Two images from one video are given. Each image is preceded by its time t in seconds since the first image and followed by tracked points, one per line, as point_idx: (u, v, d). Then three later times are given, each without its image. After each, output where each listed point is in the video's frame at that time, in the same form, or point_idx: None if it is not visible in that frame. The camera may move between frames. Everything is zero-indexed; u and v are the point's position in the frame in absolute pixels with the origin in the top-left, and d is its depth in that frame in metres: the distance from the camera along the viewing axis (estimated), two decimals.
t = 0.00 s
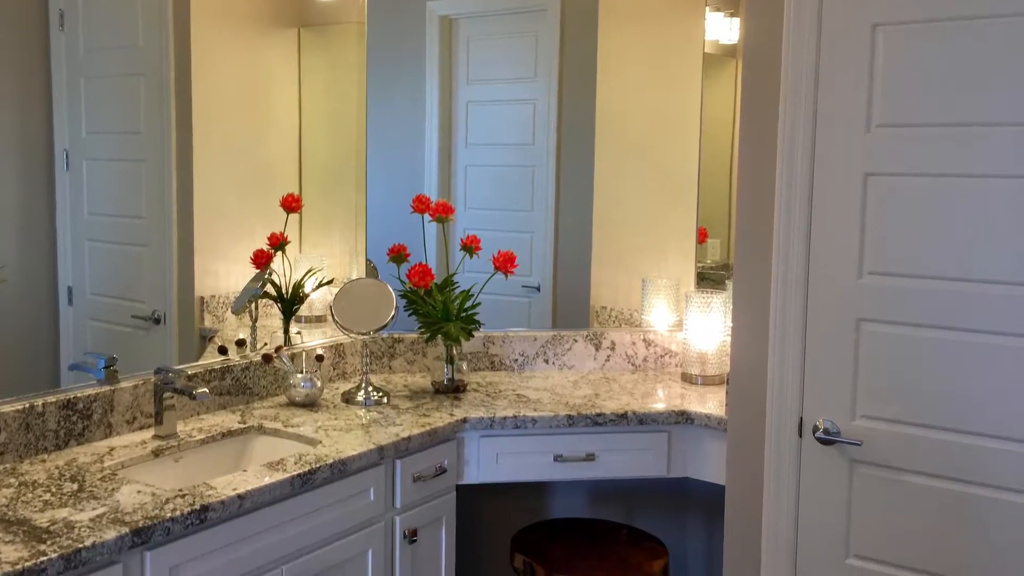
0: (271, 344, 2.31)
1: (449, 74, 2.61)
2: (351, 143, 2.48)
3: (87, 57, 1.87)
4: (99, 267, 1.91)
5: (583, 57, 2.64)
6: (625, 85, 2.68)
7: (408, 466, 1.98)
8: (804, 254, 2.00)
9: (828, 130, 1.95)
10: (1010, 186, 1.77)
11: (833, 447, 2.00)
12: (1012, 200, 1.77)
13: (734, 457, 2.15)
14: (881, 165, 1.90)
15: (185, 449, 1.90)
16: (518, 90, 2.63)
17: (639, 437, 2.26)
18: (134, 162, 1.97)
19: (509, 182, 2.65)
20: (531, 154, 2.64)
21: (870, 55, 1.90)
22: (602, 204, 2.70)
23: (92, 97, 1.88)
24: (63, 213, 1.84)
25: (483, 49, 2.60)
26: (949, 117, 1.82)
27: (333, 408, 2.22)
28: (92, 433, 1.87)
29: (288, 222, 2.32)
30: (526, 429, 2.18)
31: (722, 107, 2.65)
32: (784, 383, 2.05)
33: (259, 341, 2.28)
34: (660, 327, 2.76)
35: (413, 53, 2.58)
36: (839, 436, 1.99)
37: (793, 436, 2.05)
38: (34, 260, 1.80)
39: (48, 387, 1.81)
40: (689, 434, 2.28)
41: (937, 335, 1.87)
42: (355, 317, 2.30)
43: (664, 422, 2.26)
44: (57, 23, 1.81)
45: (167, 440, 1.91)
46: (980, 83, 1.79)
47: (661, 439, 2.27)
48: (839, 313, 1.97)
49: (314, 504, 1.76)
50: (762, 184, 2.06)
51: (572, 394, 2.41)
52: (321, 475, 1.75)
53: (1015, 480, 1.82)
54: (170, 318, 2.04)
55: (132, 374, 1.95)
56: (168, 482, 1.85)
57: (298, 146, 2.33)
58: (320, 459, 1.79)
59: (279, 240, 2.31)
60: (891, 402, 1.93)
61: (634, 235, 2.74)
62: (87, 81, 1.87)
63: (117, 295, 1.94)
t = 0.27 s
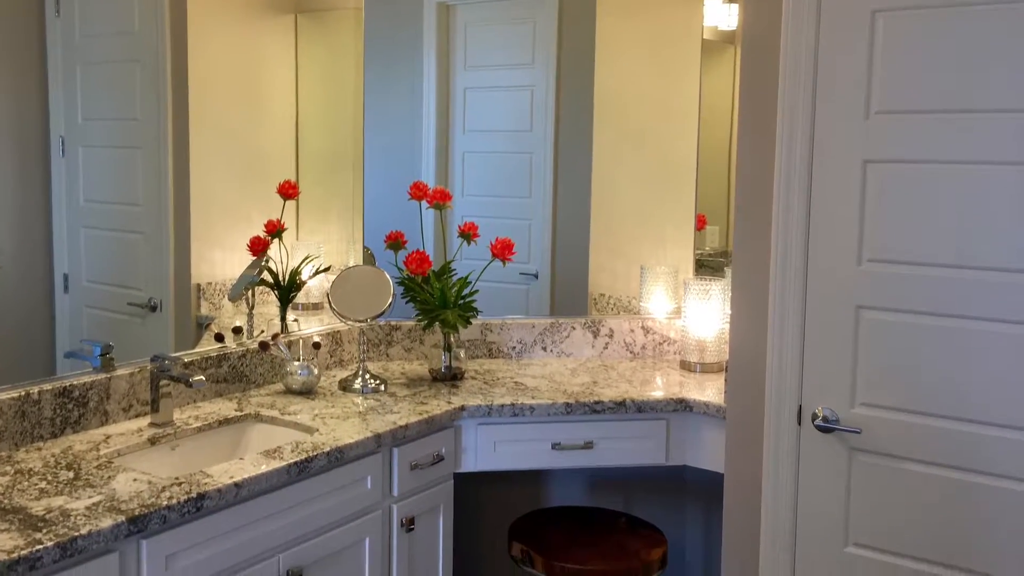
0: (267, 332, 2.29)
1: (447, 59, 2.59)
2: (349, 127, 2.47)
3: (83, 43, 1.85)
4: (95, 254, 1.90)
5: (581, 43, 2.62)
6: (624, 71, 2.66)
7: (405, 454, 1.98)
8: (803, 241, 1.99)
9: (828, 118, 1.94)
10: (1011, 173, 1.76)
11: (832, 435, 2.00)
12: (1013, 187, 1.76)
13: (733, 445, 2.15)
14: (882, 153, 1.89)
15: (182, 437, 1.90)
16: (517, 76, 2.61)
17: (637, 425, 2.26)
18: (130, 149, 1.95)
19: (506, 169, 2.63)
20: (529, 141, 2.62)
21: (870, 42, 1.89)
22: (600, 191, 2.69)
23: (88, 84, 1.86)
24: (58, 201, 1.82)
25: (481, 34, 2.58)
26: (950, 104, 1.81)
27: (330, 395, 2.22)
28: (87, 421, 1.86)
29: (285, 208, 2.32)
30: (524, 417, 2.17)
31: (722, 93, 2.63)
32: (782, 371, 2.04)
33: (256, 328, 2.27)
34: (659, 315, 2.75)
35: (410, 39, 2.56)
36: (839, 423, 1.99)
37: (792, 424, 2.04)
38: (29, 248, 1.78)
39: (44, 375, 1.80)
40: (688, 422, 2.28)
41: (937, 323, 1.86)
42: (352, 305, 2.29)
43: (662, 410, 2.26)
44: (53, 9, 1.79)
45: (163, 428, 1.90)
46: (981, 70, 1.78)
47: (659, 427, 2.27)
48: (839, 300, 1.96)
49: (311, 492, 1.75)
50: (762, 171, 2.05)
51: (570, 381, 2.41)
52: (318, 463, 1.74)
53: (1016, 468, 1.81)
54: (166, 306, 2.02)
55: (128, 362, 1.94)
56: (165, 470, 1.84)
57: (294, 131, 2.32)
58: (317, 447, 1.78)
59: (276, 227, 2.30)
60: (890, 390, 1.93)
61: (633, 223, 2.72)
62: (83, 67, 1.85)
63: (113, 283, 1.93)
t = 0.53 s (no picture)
0: (265, 319, 2.29)
1: (445, 45, 2.57)
2: (347, 114, 2.46)
3: (79, 28, 1.83)
4: (92, 241, 1.89)
5: (579, 29, 2.61)
6: (622, 57, 2.65)
7: (402, 442, 1.97)
8: (803, 229, 1.98)
9: (828, 105, 1.93)
10: (1011, 160, 1.75)
11: (831, 423, 1.99)
12: (1014, 174, 1.75)
13: (732, 433, 2.14)
14: (883, 140, 1.87)
15: (178, 425, 1.89)
16: (515, 63, 2.59)
17: (635, 413, 2.25)
18: (126, 135, 1.94)
19: (504, 156, 2.61)
20: (527, 128, 2.61)
21: (870, 28, 1.88)
22: (599, 179, 2.68)
23: (85, 70, 1.85)
24: (55, 188, 1.81)
25: (480, 20, 2.57)
26: (951, 91, 1.80)
27: (327, 383, 2.21)
28: (83, 409, 1.85)
29: (282, 195, 2.31)
30: (522, 405, 2.17)
31: (720, 81, 2.62)
32: (781, 359, 2.04)
33: (253, 316, 2.26)
34: (657, 303, 2.74)
35: (407, 25, 2.54)
36: (838, 411, 1.98)
37: (791, 412, 2.04)
38: (25, 236, 1.76)
39: (40, 362, 1.79)
40: (686, 410, 2.27)
41: (937, 311, 1.85)
42: (350, 293, 2.28)
43: (661, 398, 2.25)
44: None
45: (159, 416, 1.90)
46: (981, 56, 1.76)
47: (657, 415, 2.26)
48: (838, 288, 1.95)
49: (308, 481, 1.75)
50: (761, 158, 2.04)
51: (568, 369, 2.40)
52: (315, 450, 1.74)
53: (1015, 457, 1.80)
54: (162, 293, 2.01)
55: (124, 350, 1.94)
56: (161, 459, 1.84)
57: (291, 118, 2.31)
58: (314, 435, 1.77)
59: (273, 214, 2.28)
60: (889, 378, 1.93)
61: (632, 211, 2.71)
62: (80, 52, 1.83)
63: (109, 270, 1.92)
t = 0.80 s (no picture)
0: (261, 308, 2.27)
1: (441, 32, 2.55)
2: (344, 100, 2.44)
3: (75, 14, 1.81)
4: (88, 229, 1.87)
5: (578, 15, 2.59)
6: (620, 44, 2.63)
7: (399, 430, 1.97)
8: (802, 217, 1.97)
9: (828, 92, 1.92)
10: (1011, 147, 1.74)
11: (830, 411, 1.99)
12: (1014, 161, 1.74)
13: (731, 421, 2.14)
14: (883, 127, 1.86)
15: (174, 413, 1.88)
16: (513, 50, 2.57)
17: (633, 401, 2.25)
18: (122, 122, 1.92)
19: (502, 143, 2.60)
20: (525, 115, 2.59)
21: (871, 15, 1.86)
22: (597, 166, 2.66)
23: (81, 56, 1.83)
24: (51, 175, 1.79)
25: (477, 7, 2.56)
26: (951, 78, 1.78)
27: (324, 371, 2.20)
28: (79, 396, 1.84)
29: (278, 182, 2.29)
30: (520, 392, 2.17)
31: (719, 70, 2.60)
32: (780, 347, 2.03)
33: (250, 303, 2.25)
34: (655, 290, 2.74)
35: (404, 11, 2.51)
36: (837, 400, 1.98)
37: (790, 400, 2.04)
38: (20, 223, 1.75)
39: (36, 350, 1.78)
40: (684, 398, 2.27)
41: (936, 298, 1.85)
42: (348, 280, 2.27)
43: (659, 385, 2.25)
44: None
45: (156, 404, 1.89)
46: (981, 42, 1.75)
47: (656, 403, 2.26)
48: (838, 276, 1.94)
49: (305, 469, 1.74)
50: (760, 146, 2.02)
51: (566, 357, 2.40)
52: (312, 439, 1.73)
53: (1014, 444, 1.80)
54: (158, 281, 2.00)
55: (120, 337, 1.92)
56: (157, 447, 1.83)
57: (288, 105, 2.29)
58: (311, 423, 1.77)
59: (270, 201, 2.27)
60: (889, 366, 1.92)
61: (631, 198, 2.70)
62: (76, 39, 1.82)
63: (104, 257, 1.90)
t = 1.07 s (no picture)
0: (260, 295, 2.27)
1: (439, 19, 2.53)
2: (341, 87, 2.42)
3: None
4: (84, 216, 1.86)
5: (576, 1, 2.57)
6: (619, 30, 2.61)
7: (397, 418, 1.97)
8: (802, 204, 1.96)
9: (829, 79, 1.90)
10: (1011, 134, 1.73)
11: (830, 399, 1.99)
12: (1016, 148, 1.73)
13: (729, 409, 2.14)
14: (885, 113, 1.85)
15: (171, 401, 1.88)
16: (511, 36, 2.56)
17: (632, 388, 2.24)
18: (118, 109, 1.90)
19: (500, 130, 2.58)
20: (523, 101, 2.57)
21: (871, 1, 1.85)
22: (596, 153, 2.64)
23: (76, 42, 1.81)
24: (46, 163, 1.78)
25: None
26: (951, 64, 1.77)
27: (321, 358, 2.20)
28: (75, 384, 1.83)
29: (275, 169, 2.28)
30: (517, 380, 2.16)
31: (718, 56, 2.59)
32: (779, 335, 2.03)
33: (247, 290, 2.24)
34: (654, 277, 2.73)
35: None
36: (836, 387, 1.98)
37: (788, 387, 2.03)
38: (16, 210, 1.74)
39: (33, 338, 1.77)
40: (682, 385, 2.26)
41: (937, 286, 1.84)
42: (345, 267, 2.26)
43: (658, 373, 2.24)
44: None
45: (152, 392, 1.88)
46: (983, 29, 1.74)
47: (654, 391, 2.26)
48: (837, 264, 1.94)
49: (302, 457, 1.74)
50: (760, 134, 2.01)
51: (564, 344, 2.39)
52: (309, 427, 1.73)
53: (1015, 432, 1.80)
54: (155, 268, 1.99)
55: (116, 324, 1.92)
56: (154, 435, 1.83)
57: (286, 91, 2.28)
58: (308, 410, 1.76)
59: (266, 187, 2.25)
60: (889, 354, 1.92)
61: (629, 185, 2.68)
62: (71, 25, 1.80)
63: (100, 245, 1.89)
